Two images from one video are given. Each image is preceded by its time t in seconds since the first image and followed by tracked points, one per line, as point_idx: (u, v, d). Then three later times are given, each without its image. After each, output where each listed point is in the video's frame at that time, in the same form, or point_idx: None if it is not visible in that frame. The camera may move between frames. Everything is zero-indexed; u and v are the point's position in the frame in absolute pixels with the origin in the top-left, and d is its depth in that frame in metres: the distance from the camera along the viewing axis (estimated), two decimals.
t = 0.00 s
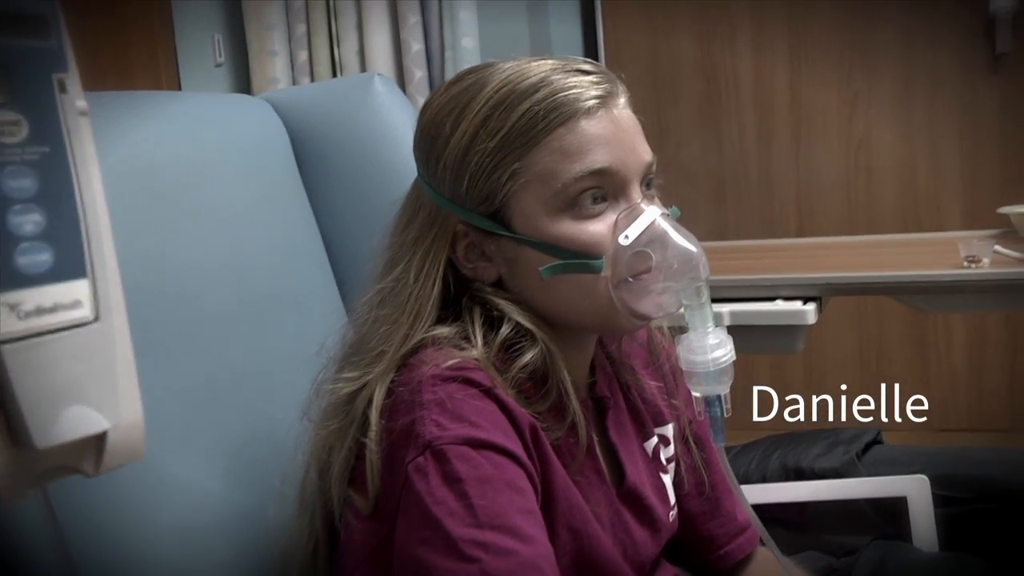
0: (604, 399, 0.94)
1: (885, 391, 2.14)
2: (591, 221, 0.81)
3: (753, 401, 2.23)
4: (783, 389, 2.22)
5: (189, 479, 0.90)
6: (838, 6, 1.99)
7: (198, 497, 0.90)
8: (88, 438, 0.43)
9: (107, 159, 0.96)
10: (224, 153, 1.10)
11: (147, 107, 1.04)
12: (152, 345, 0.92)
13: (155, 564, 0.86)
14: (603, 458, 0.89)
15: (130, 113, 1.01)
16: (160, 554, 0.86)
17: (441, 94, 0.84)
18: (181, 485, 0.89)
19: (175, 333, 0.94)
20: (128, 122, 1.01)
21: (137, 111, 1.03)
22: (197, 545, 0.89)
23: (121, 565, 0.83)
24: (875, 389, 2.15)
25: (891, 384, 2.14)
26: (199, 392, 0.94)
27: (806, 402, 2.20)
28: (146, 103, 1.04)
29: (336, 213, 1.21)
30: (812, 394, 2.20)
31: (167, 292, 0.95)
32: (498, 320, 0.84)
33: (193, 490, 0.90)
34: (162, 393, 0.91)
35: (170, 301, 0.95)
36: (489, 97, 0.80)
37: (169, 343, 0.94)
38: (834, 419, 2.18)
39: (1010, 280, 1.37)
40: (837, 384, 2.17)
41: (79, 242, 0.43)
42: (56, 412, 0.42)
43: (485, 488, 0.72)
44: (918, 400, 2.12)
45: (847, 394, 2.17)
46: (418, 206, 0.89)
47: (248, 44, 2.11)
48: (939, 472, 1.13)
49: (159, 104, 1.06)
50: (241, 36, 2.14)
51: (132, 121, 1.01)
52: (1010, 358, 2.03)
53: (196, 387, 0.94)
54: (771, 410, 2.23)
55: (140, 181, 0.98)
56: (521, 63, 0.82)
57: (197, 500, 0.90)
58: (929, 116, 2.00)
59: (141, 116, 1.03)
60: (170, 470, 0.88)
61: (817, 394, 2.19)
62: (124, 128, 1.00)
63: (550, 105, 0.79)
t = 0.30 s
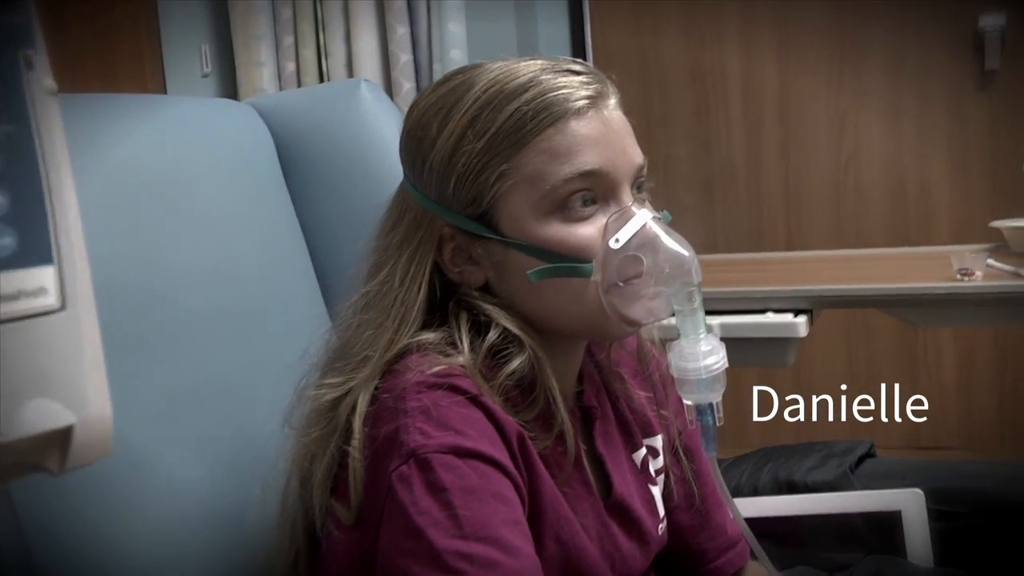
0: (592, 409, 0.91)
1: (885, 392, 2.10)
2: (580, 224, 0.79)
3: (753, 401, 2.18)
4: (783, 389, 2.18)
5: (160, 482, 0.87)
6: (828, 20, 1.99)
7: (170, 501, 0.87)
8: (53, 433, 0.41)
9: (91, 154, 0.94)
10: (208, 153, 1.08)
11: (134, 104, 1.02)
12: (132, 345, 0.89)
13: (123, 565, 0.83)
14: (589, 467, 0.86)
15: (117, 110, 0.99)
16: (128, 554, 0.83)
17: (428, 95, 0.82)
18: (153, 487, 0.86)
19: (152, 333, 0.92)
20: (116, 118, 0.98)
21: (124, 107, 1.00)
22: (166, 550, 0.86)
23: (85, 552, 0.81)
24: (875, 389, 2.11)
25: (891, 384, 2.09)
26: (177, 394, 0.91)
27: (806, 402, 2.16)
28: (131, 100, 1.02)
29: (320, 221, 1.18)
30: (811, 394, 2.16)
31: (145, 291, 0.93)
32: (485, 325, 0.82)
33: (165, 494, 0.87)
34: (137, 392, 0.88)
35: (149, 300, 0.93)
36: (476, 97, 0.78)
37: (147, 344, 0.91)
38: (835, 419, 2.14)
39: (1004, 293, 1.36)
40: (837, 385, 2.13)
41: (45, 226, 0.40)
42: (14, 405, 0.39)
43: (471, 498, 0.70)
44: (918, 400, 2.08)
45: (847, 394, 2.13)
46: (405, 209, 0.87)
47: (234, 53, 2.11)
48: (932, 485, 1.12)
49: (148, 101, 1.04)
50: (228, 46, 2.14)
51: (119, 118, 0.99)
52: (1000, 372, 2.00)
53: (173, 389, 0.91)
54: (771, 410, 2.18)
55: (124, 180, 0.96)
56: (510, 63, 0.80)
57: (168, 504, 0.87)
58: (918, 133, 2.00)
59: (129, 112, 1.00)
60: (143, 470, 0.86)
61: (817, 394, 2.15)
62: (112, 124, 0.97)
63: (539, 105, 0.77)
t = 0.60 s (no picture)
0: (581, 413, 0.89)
1: (885, 391, 2.06)
2: (570, 223, 0.78)
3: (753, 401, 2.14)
4: (784, 388, 2.13)
5: (152, 484, 0.85)
6: (819, 32, 1.99)
7: (161, 504, 0.85)
8: (16, 420, 0.40)
9: (92, 155, 0.92)
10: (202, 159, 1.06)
11: (136, 106, 1.01)
12: (129, 346, 0.88)
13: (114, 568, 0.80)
14: (579, 474, 0.84)
15: (118, 112, 0.98)
16: (117, 558, 0.81)
17: (415, 93, 0.80)
18: (144, 490, 0.84)
19: (148, 334, 0.90)
20: (117, 119, 0.97)
21: (124, 109, 0.99)
22: (155, 554, 0.83)
23: (74, 550, 0.78)
24: (875, 389, 2.07)
25: (891, 383, 2.05)
26: (170, 396, 0.89)
27: (806, 402, 2.13)
28: (133, 103, 1.01)
29: (306, 225, 1.16)
30: (812, 394, 2.12)
31: (143, 292, 0.91)
32: (472, 326, 0.80)
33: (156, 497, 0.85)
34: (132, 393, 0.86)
35: (145, 301, 0.91)
36: (464, 94, 0.77)
37: (143, 345, 0.89)
38: (835, 420, 2.10)
39: (999, 301, 1.35)
40: (838, 384, 2.09)
41: (10, 206, 0.39)
42: None
43: (457, 501, 0.68)
44: (918, 400, 2.05)
45: (847, 394, 2.09)
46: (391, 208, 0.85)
47: (222, 63, 2.12)
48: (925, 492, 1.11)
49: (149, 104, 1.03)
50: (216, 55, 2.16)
51: (121, 120, 0.98)
52: (990, 379, 1.98)
53: (166, 391, 0.89)
54: (771, 410, 2.14)
55: (122, 181, 0.94)
56: (498, 60, 0.78)
57: (159, 507, 0.85)
58: (909, 145, 2.00)
59: (130, 114, 0.99)
60: (135, 471, 0.83)
61: (817, 394, 2.11)
62: (112, 125, 0.96)
63: (527, 101, 0.75)
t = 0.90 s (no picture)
0: (571, 417, 0.87)
1: (885, 391, 2.03)
2: (560, 221, 0.76)
3: (752, 401, 2.12)
4: (784, 388, 2.11)
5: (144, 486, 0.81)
6: (813, 45, 1.97)
7: (150, 505, 0.81)
8: None
9: (95, 151, 0.89)
10: (204, 164, 1.04)
11: (142, 108, 0.98)
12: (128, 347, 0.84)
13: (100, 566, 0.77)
14: (569, 480, 0.83)
15: (122, 112, 0.95)
16: (101, 557, 0.78)
17: (404, 90, 0.79)
18: (135, 490, 0.80)
19: (147, 335, 0.86)
20: (120, 118, 0.94)
21: (128, 110, 0.96)
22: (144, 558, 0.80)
23: (65, 548, 0.76)
24: (875, 389, 2.04)
25: (891, 383, 2.03)
26: (166, 398, 0.86)
27: (806, 401, 2.10)
28: (138, 104, 0.98)
29: (293, 227, 1.14)
30: (812, 394, 2.09)
31: (143, 293, 0.88)
32: (461, 326, 0.78)
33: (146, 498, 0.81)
34: (128, 393, 0.82)
35: (144, 301, 0.87)
36: (453, 90, 0.75)
37: (141, 345, 0.85)
38: (835, 420, 2.07)
39: (996, 310, 1.34)
40: (837, 384, 2.06)
41: None
42: None
43: (443, 505, 0.65)
44: (918, 400, 2.02)
45: (847, 394, 2.06)
46: (378, 207, 0.84)
47: (214, 73, 2.13)
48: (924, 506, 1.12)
49: (155, 105, 1.00)
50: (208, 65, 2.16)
51: (126, 120, 0.95)
52: (985, 390, 1.96)
53: (162, 394, 0.86)
54: (771, 410, 2.12)
55: (125, 178, 0.91)
56: (488, 56, 0.77)
57: (148, 508, 0.81)
58: (902, 158, 1.97)
59: (135, 115, 0.97)
60: (127, 470, 0.80)
61: (817, 394, 2.09)
62: (115, 123, 0.93)
63: (518, 98, 0.74)
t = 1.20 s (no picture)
0: (559, 424, 0.86)
1: (885, 391, 2.02)
2: (549, 223, 0.75)
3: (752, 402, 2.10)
4: (783, 388, 2.08)
5: (143, 485, 0.80)
6: (807, 59, 1.97)
7: (148, 504, 0.80)
8: None
9: (94, 152, 0.88)
10: (205, 169, 1.03)
11: (143, 113, 0.98)
12: (127, 349, 0.83)
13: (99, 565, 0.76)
14: (556, 489, 0.81)
15: (126, 117, 0.95)
16: (93, 556, 0.76)
17: (391, 89, 0.77)
18: (136, 490, 0.79)
19: (145, 336, 0.86)
20: (124, 122, 0.94)
21: (130, 115, 0.97)
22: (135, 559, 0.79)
23: (58, 547, 0.74)
24: (875, 389, 2.02)
25: (891, 383, 2.01)
26: (162, 399, 0.84)
27: (806, 402, 2.07)
28: (142, 110, 0.99)
29: (279, 232, 1.12)
30: (812, 394, 2.07)
31: (138, 294, 0.86)
32: (447, 330, 0.77)
33: (146, 497, 0.80)
34: (128, 392, 0.82)
35: (143, 300, 0.87)
36: (441, 89, 0.74)
37: (140, 347, 0.85)
38: (835, 420, 2.04)
39: (995, 325, 1.32)
40: (837, 384, 2.04)
41: None
42: None
43: (427, 512, 0.63)
44: (915, 407, 2.01)
45: (847, 394, 2.04)
46: (364, 208, 0.82)
47: (205, 81, 2.13)
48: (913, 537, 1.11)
49: (157, 111, 1.00)
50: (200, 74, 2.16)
51: (131, 125, 0.95)
52: (978, 405, 1.95)
53: (159, 394, 0.84)
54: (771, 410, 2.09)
55: (129, 179, 0.90)
56: (476, 56, 0.76)
57: (146, 507, 0.80)
58: (896, 173, 1.97)
59: (139, 120, 0.97)
60: (128, 469, 0.79)
61: (817, 395, 2.06)
62: (119, 129, 0.93)
63: (507, 97, 0.72)
